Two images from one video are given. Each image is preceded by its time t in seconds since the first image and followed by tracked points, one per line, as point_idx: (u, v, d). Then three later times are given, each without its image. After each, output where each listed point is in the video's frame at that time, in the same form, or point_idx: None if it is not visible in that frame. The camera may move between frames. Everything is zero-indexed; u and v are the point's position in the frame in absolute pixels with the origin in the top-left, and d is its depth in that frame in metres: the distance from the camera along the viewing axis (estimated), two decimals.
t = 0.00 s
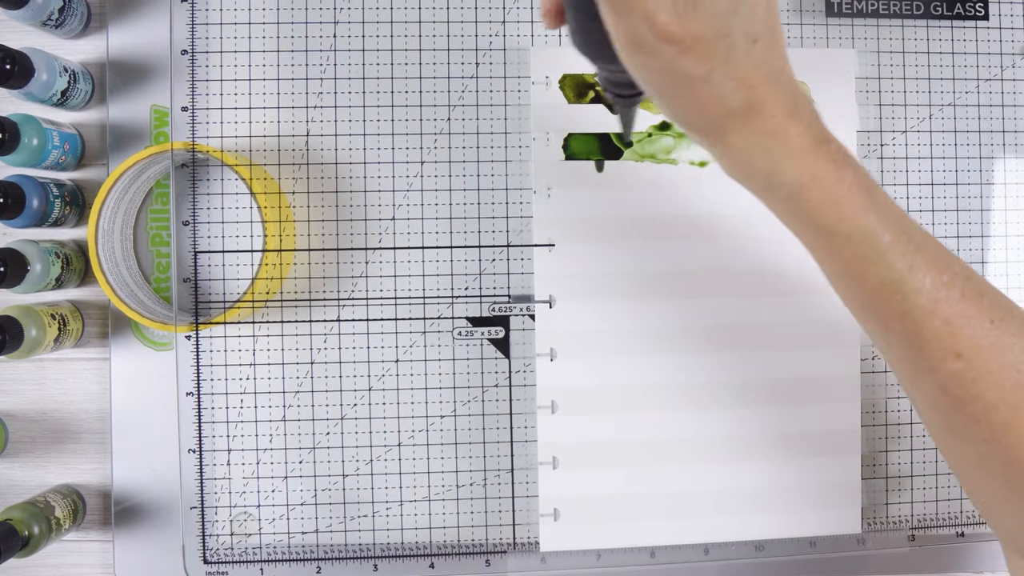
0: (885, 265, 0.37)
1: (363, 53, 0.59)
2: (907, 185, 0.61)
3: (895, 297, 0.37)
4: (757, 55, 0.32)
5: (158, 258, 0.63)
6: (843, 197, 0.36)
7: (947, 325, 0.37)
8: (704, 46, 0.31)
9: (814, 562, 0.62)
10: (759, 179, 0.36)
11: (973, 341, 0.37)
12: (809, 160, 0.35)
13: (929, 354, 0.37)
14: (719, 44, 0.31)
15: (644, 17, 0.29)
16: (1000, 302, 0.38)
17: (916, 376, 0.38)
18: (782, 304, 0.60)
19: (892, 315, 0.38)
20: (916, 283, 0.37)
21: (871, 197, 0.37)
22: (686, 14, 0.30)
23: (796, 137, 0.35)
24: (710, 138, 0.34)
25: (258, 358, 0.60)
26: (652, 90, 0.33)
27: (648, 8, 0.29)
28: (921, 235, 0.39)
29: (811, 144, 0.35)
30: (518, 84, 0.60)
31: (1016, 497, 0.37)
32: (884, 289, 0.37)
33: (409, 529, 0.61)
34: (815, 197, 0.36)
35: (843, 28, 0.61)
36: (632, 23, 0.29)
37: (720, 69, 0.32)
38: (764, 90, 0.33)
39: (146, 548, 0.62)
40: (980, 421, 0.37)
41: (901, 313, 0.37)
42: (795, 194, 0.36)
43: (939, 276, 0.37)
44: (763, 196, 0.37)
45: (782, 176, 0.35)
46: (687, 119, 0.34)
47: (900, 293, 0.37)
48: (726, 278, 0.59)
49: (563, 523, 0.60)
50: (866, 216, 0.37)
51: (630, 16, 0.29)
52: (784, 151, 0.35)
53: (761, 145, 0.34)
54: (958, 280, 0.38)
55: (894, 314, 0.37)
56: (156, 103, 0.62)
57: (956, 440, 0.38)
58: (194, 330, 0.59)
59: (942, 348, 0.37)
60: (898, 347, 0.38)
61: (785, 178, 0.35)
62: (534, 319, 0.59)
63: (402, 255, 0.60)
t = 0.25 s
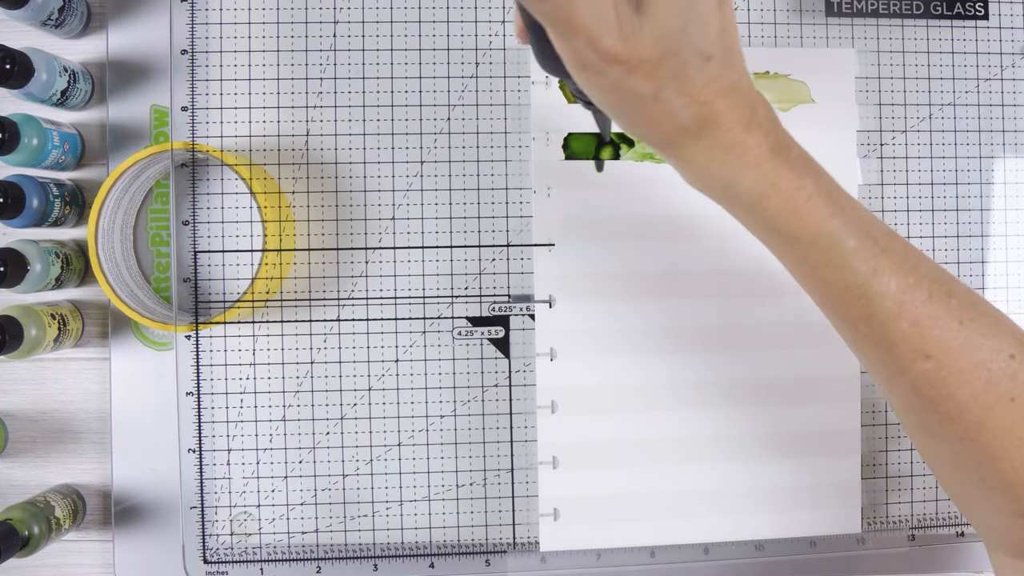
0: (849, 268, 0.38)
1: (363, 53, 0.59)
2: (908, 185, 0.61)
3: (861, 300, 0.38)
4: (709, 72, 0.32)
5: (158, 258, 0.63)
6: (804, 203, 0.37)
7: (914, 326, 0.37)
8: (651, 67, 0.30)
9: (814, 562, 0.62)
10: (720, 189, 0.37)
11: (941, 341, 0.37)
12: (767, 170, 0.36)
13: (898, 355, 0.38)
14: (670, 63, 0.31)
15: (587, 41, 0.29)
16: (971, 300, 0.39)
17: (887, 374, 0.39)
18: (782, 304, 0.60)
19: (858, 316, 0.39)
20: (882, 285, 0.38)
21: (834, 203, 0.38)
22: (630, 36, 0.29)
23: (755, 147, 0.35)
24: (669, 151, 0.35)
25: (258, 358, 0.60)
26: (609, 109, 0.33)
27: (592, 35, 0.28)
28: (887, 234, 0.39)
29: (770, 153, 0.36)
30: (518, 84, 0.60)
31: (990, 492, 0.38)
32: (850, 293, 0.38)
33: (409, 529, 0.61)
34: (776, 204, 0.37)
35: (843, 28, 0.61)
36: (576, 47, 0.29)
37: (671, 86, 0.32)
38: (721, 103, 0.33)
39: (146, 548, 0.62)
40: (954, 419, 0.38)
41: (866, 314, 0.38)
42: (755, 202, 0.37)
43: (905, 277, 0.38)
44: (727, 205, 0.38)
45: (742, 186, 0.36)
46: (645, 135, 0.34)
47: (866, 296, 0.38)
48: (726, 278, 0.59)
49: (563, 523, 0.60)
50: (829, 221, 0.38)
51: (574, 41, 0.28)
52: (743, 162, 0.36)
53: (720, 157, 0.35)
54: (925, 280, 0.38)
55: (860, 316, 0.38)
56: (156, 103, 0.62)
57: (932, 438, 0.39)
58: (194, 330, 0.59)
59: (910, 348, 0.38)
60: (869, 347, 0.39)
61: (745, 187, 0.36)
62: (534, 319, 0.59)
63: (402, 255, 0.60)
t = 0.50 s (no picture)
0: (828, 268, 0.38)
1: (363, 53, 0.59)
2: (908, 185, 0.61)
3: (842, 299, 0.38)
4: (687, 72, 0.32)
5: (158, 258, 0.63)
6: (783, 203, 0.38)
7: (896, 326, 0.37)
8: (627, 64, 0.31)
9: (814, 562, 0.62)
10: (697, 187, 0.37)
11: (924, 341, 0.37)
12: (746, 169, 0.37)
13: (880, 354, 0.38)
14: (647, 61, 0.31)
15: (562, 38, 0.29)
16: (952, 297, 0.39)
17: (869, 374, 0.39)
18: (782, 304, 0.60)
19: (839, 316, 0.39)
20: (862, 285, 0.38)
21: (813, 203, 0.38)
22: (607, 32, 0.30)
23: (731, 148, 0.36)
24: (647, 150, 0.36)
25: (258, 358, 0.60)
26: (588, 106, 0.34)
27: (566, 30, 0.28)
28: (868, 233, 0.39)
29: (748, 153, 0.37)
30: (517, 84, 0.60)
31: (974, 491, 0.39)
32: (831, 292, 0.38)
33: (409, 529, 0.61)
34: (754, 203, 0.38)
35: (843, 28, 0.61)
36: (552, 42, 0.29)
37: (647, 84, 0.32)
38: (697, 103, 0.34)
39: (146, 548, 0.62)
40: (937, 419, 0.38)
41: (848, 314, 0.38)
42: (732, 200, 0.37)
43: (886, 277, 0.38)
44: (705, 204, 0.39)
45: (719, 185, 0.37)
46: (623, 133, 0.35)
47: (847, 295, 0.38)
48: (726, 278, 0.59)
49: (562, 523, 0.60)
50: (809, 221, 0.38)
51: (548, 36, 0.29)
52: (720, 162, 0.36)
53: (697, 156, 0.36)
54: (906, 280, 0.38)
55: (842, 315, 0.38)
56: (156, 103, 0.62)
57: (918, 438, 0.39)
58: (194, 330, 0.59)
59: (892, 348, 0.38)
60: (851, 348, 0.39)
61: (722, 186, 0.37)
62: (534, 319, 0.59)
63: (402, 255, 0.60)
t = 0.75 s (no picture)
0: (808, 265, 0.38)
1: (363, 53, 0.59)
2: (908, 185, 0.61)
3: (823, 295, 0.38)
4: (661, 71, 0.32)
5: (158, 258, 0.63)
6: (761, 200, 0.38)
7: (879, 321, 0.37)
8: (595, 65, 0.30)
9: (814, 562, 0.62)
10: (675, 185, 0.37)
11: (907, 336, 0.37)
12: (723, 166, 0.37)
13: (864, 349, 0.37)
14: (615, 61, 0.30)
15: (529, 40, 0.28)
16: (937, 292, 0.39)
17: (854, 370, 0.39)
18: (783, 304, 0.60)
19: (821, 312, 0.38)
20: (844, 281, 0.38)
21: (792, 199, 0.38)
22: (574, 34, 0.29)
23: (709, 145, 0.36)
24: (624, 149, 0.36)
25: (258, 358, 0.60)
26: (561, 106, 0.33)
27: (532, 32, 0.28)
28: (849, 226, 0.39)
29: (726, 149, 0.37)
30: (517, 84, 0.60)
31: (961, 485, 0.38)
32: (812, 288, 0.38)
33: (408, 529, 0.61)
34: (733, 201, 0.37)
35: (843, 28, 0.61)
36: (519, 46, 0.28)
37: (618, 84, 0.31)
38: (672, 103, 0.33)
39: (147, 548, 0.62)
40: (922, 413, 0.37)
41: (830, 310, 0.38)
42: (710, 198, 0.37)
43: (868, 272, 0.38)
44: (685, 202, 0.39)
45: (697, 184, 0.37)
46: (597, 132, 0.34)
47: (829, 291, 0.38)
48: (727, 279, 0.59)
49: (562, 524, 0.60)
50: (789, 217, 0.38)
51: (515, 39, 0.28)
52: (697, 160, 0.36)
53: (673, 155, 0.35)
54: (889, 274, 0.38)
55: (823, 313, 0.38)
56: (156, 103, 0.62)
57: (903, 433, 0.39)
58: (194, 330, 0.59)
59: (876, 343, 0.37)
60: (834, 343, 0.39)
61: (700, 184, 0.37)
62: (534, 319, 0.59)
63: (402, 255, 0.60)
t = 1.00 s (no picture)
0: (864, 272, 0.38)
1: (363, 53, 0.59)
2: (907, 185, 0.61)
3: (879, 304, 0.38)
4: (734, 70, 0.32)
5: (158, 258, 0.63)
6: (823, 205, 0.38)
7: (932, 331, 0.38)
8: (671, 61, 0.30)
9: (814, 562, 0.62)
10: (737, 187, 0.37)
11: (959, 346, 0.38)
12: (789, 170, 0.36)
13: (915, 358, 0.38)
14: (691, 59, 0.31)
15: (608, 33, 0.29)
16: (987, 304, 0.39)
17: (902, 377, 0.40)
18: (782, 304, 0.60)
19: (875, 320, 0.39)
20: (899, 290, 0.38)
21: (854, 206, 0.38)
22: (653, 28, 0.29)
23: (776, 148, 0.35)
24: (690, 149, 0.35)
25: (258, 358, 0.60)
26: (632, 104, 0.33)
27: (612, 26, 0.28)
28: (906, 237, 0.40)
29: (795, 153, 0.36)
30: (518, 84, 0.60)
31: (1003, 498, 0.39)
32: (868, 296, 0.39)
33: (409, 529, 0.61)
34: (795, 205, 0.37)
35: (843, 28, 0.61)
36: (596, 38, 0.29)
37: (692, 82, 0.31)
38: (742, 104, 0.33)
39: (147, 549, 0.62)
40: (967, 424, 0.39)
41: (884, 318, 0.39)
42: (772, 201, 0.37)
43: (922, 282, 0.38)
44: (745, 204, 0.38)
45: (762, 187, 0.36)
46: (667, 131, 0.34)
47: (884, 299, 0.38)
48: (727, 279, 0.59)
49: (562, 524, 0.60)
50: (849, 224, 0.38)
51: (594, 32, 0.29)
52: (764, 163, 0.36)
53: (739, 157, 0.35)
54: (943, 285, 0.39)
55: (877, 320, 0.39)
56: (156, 103, 0.62)
57: (948, 441, 0.40)
58: (194, 330, 0.59)
59: (927, 353, 0.38)
60: (884, 351, 0.40)
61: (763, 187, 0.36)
62: (534, 319, 0.59)
63: (402, 255, 0.60)
